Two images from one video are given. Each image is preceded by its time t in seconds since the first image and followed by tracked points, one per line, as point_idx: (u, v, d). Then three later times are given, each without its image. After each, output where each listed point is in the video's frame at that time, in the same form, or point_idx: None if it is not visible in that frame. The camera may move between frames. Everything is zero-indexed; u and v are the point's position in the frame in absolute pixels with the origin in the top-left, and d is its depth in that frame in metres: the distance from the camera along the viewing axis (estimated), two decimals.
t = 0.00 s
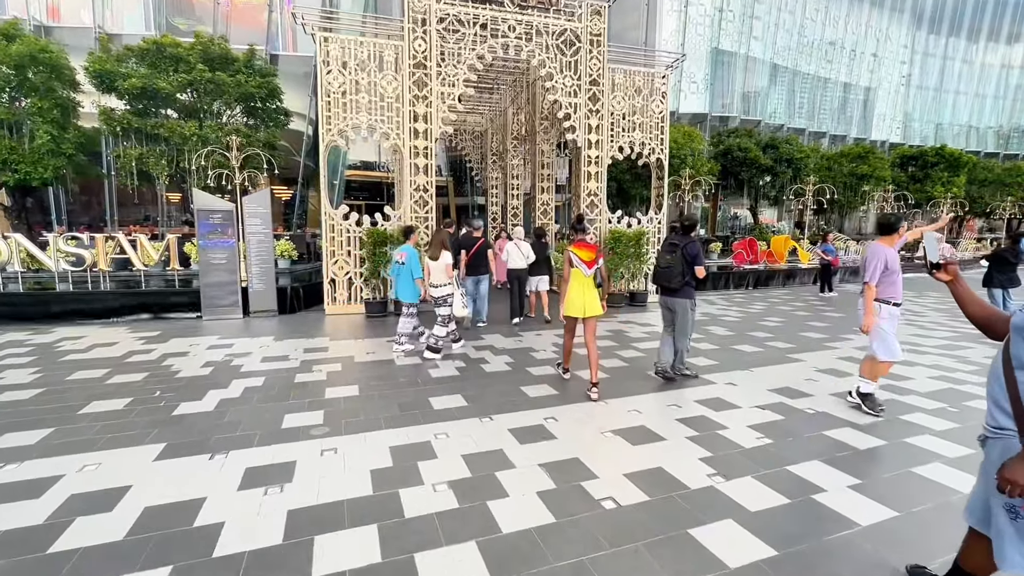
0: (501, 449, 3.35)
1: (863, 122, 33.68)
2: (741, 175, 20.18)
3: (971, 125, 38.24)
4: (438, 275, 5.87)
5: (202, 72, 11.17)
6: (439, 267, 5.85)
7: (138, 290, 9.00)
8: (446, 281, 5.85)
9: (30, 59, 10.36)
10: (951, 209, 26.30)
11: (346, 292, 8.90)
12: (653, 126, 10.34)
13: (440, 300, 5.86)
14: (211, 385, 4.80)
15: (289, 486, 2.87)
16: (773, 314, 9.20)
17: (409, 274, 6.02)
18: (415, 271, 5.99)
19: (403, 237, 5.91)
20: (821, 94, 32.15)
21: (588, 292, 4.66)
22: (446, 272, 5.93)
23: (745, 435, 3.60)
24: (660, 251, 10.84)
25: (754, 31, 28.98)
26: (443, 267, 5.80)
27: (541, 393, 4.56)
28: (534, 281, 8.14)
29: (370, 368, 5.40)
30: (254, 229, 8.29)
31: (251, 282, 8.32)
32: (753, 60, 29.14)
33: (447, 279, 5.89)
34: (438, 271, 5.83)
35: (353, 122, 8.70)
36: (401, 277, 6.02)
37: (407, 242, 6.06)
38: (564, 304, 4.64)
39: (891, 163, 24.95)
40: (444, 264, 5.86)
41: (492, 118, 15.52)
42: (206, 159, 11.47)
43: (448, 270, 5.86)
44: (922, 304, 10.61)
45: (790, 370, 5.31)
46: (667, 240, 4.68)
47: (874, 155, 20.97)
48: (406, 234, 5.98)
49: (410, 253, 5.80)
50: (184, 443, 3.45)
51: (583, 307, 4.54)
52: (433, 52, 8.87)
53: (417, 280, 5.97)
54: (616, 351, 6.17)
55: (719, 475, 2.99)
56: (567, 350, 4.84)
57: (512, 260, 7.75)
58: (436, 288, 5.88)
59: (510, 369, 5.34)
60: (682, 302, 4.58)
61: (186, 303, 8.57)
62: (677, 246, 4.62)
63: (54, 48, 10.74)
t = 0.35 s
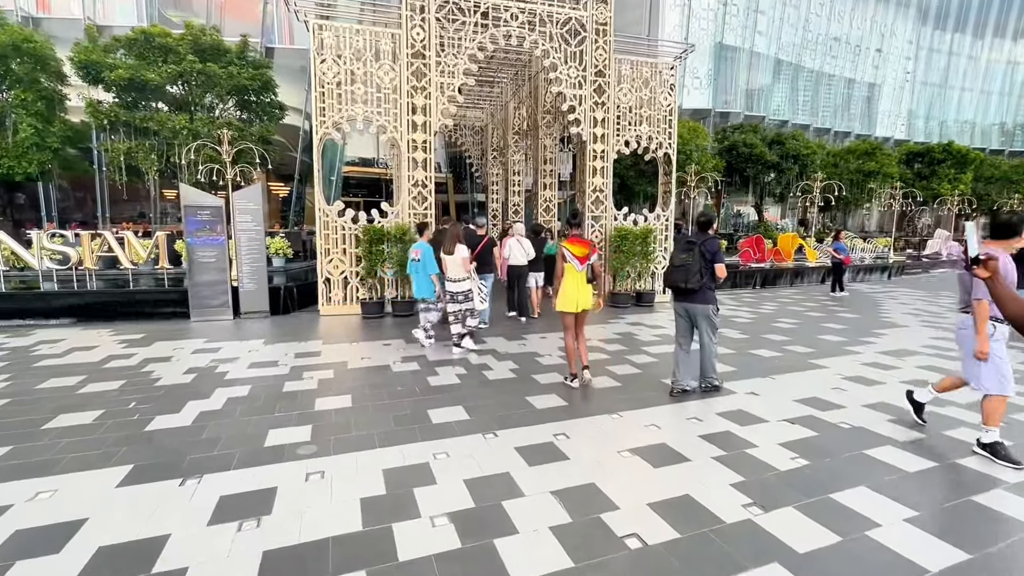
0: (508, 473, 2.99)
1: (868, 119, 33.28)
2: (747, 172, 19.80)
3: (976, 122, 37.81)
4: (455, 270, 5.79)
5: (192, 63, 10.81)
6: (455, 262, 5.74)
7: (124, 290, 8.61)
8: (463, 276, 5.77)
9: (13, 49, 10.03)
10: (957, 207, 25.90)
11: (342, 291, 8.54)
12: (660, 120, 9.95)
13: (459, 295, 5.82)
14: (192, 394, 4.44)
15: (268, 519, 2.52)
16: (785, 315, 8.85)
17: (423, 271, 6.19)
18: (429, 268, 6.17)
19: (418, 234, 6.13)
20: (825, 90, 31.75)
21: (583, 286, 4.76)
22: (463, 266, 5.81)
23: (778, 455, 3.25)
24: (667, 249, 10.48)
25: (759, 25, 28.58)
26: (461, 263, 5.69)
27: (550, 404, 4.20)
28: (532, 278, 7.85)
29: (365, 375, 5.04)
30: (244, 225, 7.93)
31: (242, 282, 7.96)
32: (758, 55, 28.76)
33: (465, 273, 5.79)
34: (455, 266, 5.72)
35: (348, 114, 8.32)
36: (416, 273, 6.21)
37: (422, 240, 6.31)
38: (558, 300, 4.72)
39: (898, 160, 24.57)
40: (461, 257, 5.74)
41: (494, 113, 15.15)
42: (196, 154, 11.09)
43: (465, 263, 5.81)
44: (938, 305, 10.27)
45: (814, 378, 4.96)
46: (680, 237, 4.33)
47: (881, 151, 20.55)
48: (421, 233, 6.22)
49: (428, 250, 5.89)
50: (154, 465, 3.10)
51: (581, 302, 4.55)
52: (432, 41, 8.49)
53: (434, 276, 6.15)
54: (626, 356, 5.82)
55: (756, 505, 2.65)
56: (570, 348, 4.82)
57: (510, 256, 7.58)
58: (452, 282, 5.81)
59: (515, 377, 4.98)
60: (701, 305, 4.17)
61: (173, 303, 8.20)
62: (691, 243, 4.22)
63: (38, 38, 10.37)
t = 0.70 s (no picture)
0: (512, 496, 2.67)
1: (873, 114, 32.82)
2: (752, 167, 19.41)
3: (981, 119, 37.33)
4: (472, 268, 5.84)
5: (182, 51, 10.51)
6: (472, 259, 5.79)
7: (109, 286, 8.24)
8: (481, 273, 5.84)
9: None
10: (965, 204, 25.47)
11: (336, 289, 8.19)
12: (668, 112, 9.57)
13: (476, 291, 5.89)
14: (170, 401, 4.11)
15: (238, 555, 2.19)
16: (798, 315, 8.50)
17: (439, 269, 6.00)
18: (446, 266, 5.99)
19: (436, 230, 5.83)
20: (831, 85, 31.31)
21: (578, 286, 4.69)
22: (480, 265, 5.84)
23: (812, 476, 2.91)
24: (674, 245, 10.12)
25: (763, 19, 28.17)
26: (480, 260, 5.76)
27: (557, 414, 3.86)
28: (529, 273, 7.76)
29: (358, 380, 4.71)
30: (233, 220, 7.58)
31: (232, 279, 7.62)
32: (762, 50, 28.36)
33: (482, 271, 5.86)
34: (473, 263, 5.78)
35: (343, 104, 7.95)
36: (431, 269, 6.00)
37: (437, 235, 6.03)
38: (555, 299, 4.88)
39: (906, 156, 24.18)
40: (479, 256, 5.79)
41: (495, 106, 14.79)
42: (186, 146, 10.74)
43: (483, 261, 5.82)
44: (955, 304, 9.90)
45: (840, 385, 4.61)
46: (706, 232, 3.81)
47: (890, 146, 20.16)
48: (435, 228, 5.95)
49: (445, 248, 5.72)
50: (116, 485, 2.76)
51: (557, 298, 4.66)
52: (431, 28, 8.14)
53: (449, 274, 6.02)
54: (635, 359, 5.49)
55: (797, 538, 2.32)
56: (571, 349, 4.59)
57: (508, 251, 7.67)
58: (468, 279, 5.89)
59: (518, 382, 4.64)
60: (719, 311, 3.59)
61: (158, 301, 7.85)
62: (714, 239, 3.67)
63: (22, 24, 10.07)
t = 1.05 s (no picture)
0: (516, 536, 2.31)
1: (880, 110, 32.33)
2: (759, 163, 18.98)
3: (989, 115, 36.78)
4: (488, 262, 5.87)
5: (171, 39, 10.12)
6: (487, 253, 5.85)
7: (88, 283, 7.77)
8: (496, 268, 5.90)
9: None
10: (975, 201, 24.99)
11: (330, 288, 7.83)
12: (677, 103, 9.17)
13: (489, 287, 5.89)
14: (140, 414, 3.74)
15: None
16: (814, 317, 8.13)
17: (456, 264, 6.02)
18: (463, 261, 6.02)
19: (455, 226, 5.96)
20: (838, 79, 30.79)
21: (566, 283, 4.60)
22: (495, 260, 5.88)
23: (857, 509, 2.55)
24: (682, 243, 9.75)
25: (770, 12, 27.67)
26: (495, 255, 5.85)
27: (565, 431, 3.49)
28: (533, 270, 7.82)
29: (348, 389, 4.34)
30: (221, 215, 7.20)
31: (220, 277, 7.25)
32: (768, 44, 27.89)
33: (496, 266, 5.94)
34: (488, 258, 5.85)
35: (338, 94, 7.58)
36: (447, 264, 6.02)
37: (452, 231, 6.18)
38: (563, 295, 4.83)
39: (915, 152, 23.71)
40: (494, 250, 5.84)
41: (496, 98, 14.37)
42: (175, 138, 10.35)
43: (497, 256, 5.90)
44: (975, 305, 9.50)
45: (871, 396, 4.26)
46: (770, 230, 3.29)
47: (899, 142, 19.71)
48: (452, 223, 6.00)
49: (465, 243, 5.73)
50: (60, 521, 2.40)
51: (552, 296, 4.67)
52: (430, 14, 7.77)
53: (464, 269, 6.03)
54: (647, 365, 5.12)
55: None
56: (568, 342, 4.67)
57: (508, 242, 7.94)
58: (481, 274, 5.90)
59: (521, 392, 4.26)
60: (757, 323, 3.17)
61: (142, 300, 7.49)
62: (767, 239, 3.20)
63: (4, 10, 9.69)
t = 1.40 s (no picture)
0: None
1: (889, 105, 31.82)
2: (767, 159, 18.58)
3: (999, 110, 36.22)
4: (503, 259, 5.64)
5: (162, 27, 9.77)
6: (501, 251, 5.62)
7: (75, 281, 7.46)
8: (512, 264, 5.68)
9: None
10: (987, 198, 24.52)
11: (326, 286, 7.49)
12: (689, 94, 8.78)
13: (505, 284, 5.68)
14: (109, 428, 3.40)
15: None
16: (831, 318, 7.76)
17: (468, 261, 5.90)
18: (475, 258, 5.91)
19: (464, 224, 5.85)
20: (846, 74, 30.30)
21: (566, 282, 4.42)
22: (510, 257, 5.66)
23: (921, 551, 2.20)
24: (692, 240, 9.39)
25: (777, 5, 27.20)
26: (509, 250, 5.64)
27: (578, 449, 3.15)
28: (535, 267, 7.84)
29: (340, 398, 3.99)
30: (211, 210, 6.85)
31: (210, 275, 6.92)
32: (776, 38, 27.44)
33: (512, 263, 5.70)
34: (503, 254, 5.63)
35: (334, 83, 7.22)
36: (459, 263, 5.90)
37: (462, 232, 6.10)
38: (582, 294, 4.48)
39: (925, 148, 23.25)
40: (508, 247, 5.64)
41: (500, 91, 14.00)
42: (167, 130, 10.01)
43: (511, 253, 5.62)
44: (998, 306, 9.11)
45: (909, 408, 3.91)
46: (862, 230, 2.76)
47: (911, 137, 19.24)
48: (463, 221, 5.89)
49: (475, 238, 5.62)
50: None
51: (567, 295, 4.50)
52: None
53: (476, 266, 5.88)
54: (662, 372, 4.78)
55: None
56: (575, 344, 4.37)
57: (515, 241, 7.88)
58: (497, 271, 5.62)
59: (528, 403, 3.91)
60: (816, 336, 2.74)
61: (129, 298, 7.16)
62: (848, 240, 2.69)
63: None
